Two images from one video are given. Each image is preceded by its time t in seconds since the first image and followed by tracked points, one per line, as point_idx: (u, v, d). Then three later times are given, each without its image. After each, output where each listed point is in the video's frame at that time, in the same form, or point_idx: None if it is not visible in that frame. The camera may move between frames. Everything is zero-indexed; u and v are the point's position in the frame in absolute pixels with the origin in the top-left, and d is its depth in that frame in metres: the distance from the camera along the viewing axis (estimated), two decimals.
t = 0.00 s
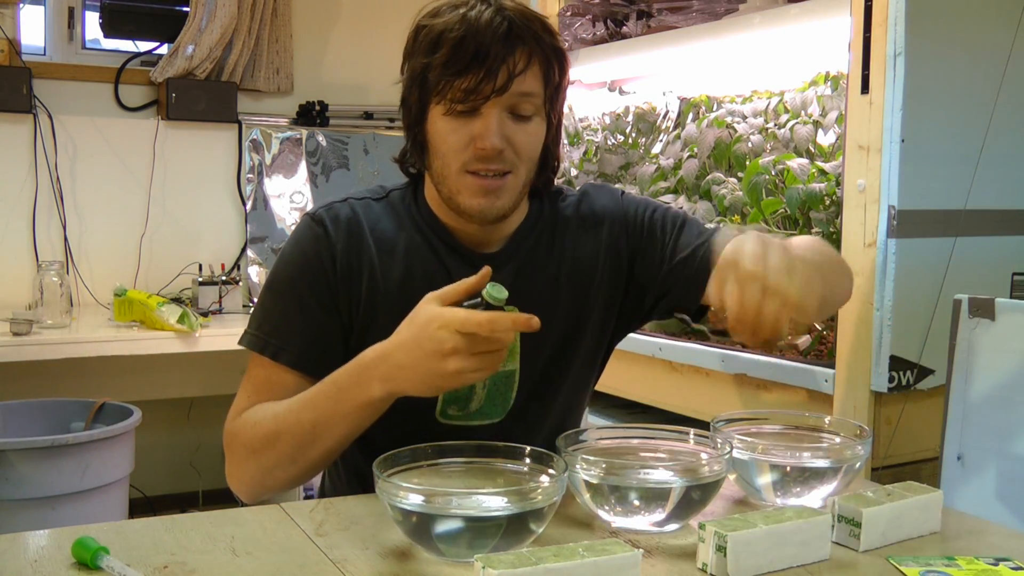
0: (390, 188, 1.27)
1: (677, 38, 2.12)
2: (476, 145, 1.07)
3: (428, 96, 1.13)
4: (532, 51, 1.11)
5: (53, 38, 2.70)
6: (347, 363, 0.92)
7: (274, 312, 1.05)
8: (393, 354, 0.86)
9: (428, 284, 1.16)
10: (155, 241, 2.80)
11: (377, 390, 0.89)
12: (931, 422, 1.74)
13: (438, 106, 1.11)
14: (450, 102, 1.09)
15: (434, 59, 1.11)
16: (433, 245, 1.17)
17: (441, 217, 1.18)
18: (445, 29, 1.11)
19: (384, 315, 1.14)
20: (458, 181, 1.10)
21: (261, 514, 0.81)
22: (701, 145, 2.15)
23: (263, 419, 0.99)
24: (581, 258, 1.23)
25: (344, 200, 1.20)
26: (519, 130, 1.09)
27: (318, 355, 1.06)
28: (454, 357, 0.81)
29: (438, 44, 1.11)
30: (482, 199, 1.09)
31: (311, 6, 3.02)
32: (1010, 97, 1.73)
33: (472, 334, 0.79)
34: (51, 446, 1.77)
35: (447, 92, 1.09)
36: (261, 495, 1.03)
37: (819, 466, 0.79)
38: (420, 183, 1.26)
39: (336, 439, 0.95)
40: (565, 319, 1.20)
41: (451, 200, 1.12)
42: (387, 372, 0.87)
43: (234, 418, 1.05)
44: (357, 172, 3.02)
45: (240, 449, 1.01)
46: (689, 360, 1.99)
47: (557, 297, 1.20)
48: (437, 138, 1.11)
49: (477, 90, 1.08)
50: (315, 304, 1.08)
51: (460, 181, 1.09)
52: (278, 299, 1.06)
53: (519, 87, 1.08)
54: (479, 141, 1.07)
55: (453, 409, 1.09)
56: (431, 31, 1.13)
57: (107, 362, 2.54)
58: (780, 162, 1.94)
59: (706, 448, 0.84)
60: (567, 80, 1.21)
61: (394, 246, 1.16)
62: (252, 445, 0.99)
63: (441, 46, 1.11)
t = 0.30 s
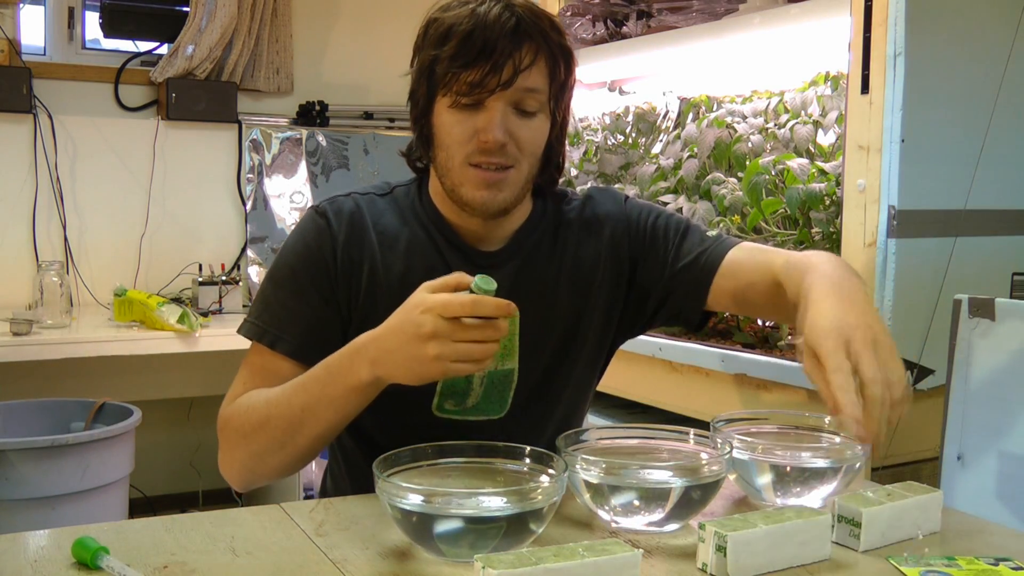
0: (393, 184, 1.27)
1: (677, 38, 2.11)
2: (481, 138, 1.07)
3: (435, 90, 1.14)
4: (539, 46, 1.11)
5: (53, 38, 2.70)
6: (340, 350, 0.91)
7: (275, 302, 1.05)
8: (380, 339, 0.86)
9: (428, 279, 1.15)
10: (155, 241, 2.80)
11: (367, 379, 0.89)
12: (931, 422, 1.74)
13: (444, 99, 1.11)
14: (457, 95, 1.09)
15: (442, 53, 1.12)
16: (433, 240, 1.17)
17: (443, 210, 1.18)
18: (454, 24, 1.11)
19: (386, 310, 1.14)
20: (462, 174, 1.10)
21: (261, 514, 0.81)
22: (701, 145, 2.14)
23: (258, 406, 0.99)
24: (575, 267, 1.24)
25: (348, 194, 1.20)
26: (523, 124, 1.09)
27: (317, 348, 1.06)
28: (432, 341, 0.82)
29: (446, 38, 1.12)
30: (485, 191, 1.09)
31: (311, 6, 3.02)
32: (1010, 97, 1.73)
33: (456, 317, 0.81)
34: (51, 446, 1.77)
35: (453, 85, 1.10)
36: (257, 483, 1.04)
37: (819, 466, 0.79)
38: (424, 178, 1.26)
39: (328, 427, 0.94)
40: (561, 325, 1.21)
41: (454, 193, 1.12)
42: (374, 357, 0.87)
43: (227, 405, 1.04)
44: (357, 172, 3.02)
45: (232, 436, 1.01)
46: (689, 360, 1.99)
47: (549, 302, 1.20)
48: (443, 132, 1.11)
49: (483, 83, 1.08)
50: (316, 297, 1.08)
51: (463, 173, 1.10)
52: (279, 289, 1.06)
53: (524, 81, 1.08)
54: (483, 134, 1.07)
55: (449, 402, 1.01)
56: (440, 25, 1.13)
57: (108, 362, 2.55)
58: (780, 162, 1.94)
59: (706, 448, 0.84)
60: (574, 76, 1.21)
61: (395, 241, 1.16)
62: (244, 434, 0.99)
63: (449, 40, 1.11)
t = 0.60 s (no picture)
0: (375, 188, 1.27)
1: (676, 38, 2.12)
2: (458, 135, 1.07)
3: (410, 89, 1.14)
4: (510, 40, 1.10)
5: (53, 38, 2.70)
6: (354, 346, 0.94)
7: (266, 308, 1.05)
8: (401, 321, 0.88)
9: (418, 278, 1.16)
10: (156, 241, 2.79)
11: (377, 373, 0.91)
12: (930, 421, 1.74)
13: (420, 98, 1.11)
14: (432, 93, 1.09)
15: (415, 51, 1.12)
16: (421, 239, 1.17)
17: (426, 209, 1.19)
18: (425, 22, 1.11)
19: (379, 309, 1.14)
20: (442, 171, 1.10)
21: (261, 514, 0.81)
22: (701, 145, 2.14)
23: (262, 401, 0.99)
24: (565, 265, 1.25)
25: (331, 200, 1.20)
26: (500, 118, 1.09)
27: (311, 350, 1.06)
28: (466, 308, 0.84)
29: (418, 36, 1.12)
30: (466, 187, 1.09)
31: (310, 6, 3.02)
32: (1010, 97, 1.73)
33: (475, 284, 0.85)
34: (51, 446, 1.77)
35: (428, 84, 1.10)
36: (244, 485, 1.02)
37: (819, 466, 0.79)
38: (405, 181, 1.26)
39: (334, 428, 0.96)
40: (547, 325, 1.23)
41: (436, 190, 1.12)
42: (395, 341, 0.89)
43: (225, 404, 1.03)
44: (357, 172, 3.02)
45: (229, 432, 1.00)
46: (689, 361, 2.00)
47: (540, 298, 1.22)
48: (420, 131, 1.11)
49: (456, 80, 1.08)
50: (307, 301, 1.08)
51: (444, 170, 1.10)
52: (269, 296, 1.06)
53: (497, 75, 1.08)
54: (461, 131, 1.07)
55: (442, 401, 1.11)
56: (411, 25, 1.13)
57: (108, 362, 2.55)
58: (780, 162, 1.94)
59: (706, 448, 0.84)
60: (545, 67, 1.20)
61: (384, 243, 1.16)
62: (244, 429, 0.98)
63: (421, 39, 1.11)
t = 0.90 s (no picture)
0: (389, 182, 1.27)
1: (676, 38, 2.12)
2: (501, 151, 1.03)
3: (446, 97, 1.09)
4: (560, 60, 1.08)
5: (53, 38, 2.70)
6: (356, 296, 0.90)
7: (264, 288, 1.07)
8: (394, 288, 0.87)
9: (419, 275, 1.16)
10: (156, 241, 2.79)
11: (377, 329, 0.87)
12: (930, 421, 1.74)
13: (461, 108, 1.07)
14: (477, 106, 1.05)
15: (460, 60, 1.07)
16: (425, 238, 1.17)
17: (440, 215, 1.18)
18: (473, 31, 1.07)
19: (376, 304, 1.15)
20: (477, 184, 1.06)
21: (261, 514, 0.81)
22: (701, 145, 2.14)
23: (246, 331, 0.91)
24: (565, 293, 1.21)
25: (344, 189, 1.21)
26: (542, 138, 1.07)
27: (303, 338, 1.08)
28: (463, 284, 0.82)
29: (463, 45, 1.08)
30: (499, 202, 1.07)
31: (310, 5, 3.01)
32: (1010, 96, 1.73)
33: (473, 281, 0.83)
34: (51, 446, 1.77)
35: (474, 96, 1.06)
36: (186, 414, 0.92)
37: (819, 466, 0.79)
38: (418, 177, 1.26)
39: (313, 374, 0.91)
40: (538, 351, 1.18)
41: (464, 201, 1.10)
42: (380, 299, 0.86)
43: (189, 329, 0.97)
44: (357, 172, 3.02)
45: (201, 358, 0.91)
46: (689, 361, 2.01)
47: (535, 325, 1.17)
48: (457, 141, 1.07)
49: (506, 96, 1.04)
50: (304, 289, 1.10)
51: (478, 183, 1.06)
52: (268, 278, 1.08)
53: (547, 95, 1.06)
54: (505, 147, 1.03)
55: (432, 401, 1.09)
56: (456, 31, 1.09)
57: (108, 362, 2.55)
58: (780, 162, 1.94)
59: (706, 448, 0.84)
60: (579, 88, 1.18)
61: (388, 239, 1.17)
62: (222, 357, 0.90)
63: (467, 48, 1.07)
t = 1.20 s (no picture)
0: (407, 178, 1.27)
1: (676, 38, 2.11)
2: (536, 161, 1.04)
3: (481, 104, 1.08)
4: (596, 73, 1.09)
5: (53, 38, 2.70)
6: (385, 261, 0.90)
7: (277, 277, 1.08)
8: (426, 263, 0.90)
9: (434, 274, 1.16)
10: (155, 241, 2.79)
11: (400, 298, 0.88)
12: (930, 421, 1.74)
13: (497, 117, 1.07)
14: (515, 116, 1.06)
15: (499, 67, 1.06)
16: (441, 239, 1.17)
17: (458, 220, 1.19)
18: (513, 39, 1.06)
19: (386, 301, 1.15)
20: (507, 193, 1.07)
21: (261, 514, 0.81)
22: (701, 145, 2.13)
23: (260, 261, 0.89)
24: (577, 295, 1.22)
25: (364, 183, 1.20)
26: (574, 149, 1.08)
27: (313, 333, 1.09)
28: (505, 266, 0.89)
29: (503, 53, 1.07)
30: (529, 211, 1.08)
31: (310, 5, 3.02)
32: (1010, 96, 1.73)
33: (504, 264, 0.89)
34: (51, 446, 1.77)
35: (512, 105, 1.06)
36: (168, 309, 0.91)
37: (819, 466, 0.79)
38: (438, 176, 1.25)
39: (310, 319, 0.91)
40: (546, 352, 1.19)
41: (493, 208, 1.10)
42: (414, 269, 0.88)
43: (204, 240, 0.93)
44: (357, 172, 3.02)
45: (205, 270, 0.89)
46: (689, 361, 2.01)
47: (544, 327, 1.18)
48: (489, 147, 1.07)
49: (546, 108, 1.04)
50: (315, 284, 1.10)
51: (509, 192, 1.07)
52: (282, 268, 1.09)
53: (583, 107, 1.06)
54: (541, 157, 1.04)
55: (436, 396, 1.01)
56: (495, 38, 1.08)
57: (107, 362, 2.55)
58: (780, 162, 1.94)
59: (706, 448, 0.84)
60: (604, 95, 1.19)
61: (404, 238, 1.17)
62: (231, 277, 0.88)
63: (506, 56, 1.06)
